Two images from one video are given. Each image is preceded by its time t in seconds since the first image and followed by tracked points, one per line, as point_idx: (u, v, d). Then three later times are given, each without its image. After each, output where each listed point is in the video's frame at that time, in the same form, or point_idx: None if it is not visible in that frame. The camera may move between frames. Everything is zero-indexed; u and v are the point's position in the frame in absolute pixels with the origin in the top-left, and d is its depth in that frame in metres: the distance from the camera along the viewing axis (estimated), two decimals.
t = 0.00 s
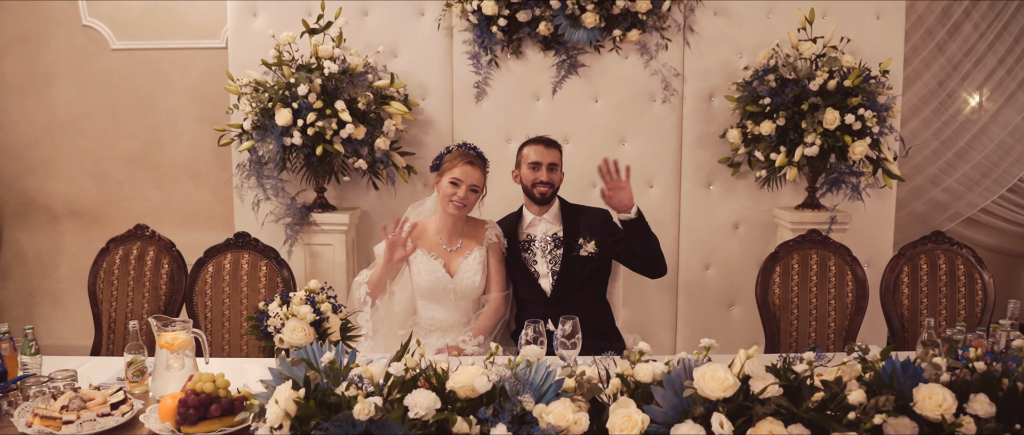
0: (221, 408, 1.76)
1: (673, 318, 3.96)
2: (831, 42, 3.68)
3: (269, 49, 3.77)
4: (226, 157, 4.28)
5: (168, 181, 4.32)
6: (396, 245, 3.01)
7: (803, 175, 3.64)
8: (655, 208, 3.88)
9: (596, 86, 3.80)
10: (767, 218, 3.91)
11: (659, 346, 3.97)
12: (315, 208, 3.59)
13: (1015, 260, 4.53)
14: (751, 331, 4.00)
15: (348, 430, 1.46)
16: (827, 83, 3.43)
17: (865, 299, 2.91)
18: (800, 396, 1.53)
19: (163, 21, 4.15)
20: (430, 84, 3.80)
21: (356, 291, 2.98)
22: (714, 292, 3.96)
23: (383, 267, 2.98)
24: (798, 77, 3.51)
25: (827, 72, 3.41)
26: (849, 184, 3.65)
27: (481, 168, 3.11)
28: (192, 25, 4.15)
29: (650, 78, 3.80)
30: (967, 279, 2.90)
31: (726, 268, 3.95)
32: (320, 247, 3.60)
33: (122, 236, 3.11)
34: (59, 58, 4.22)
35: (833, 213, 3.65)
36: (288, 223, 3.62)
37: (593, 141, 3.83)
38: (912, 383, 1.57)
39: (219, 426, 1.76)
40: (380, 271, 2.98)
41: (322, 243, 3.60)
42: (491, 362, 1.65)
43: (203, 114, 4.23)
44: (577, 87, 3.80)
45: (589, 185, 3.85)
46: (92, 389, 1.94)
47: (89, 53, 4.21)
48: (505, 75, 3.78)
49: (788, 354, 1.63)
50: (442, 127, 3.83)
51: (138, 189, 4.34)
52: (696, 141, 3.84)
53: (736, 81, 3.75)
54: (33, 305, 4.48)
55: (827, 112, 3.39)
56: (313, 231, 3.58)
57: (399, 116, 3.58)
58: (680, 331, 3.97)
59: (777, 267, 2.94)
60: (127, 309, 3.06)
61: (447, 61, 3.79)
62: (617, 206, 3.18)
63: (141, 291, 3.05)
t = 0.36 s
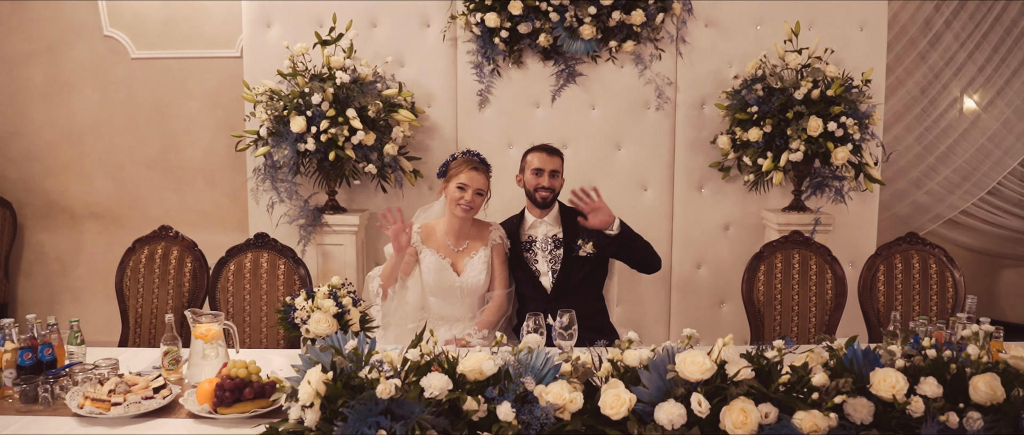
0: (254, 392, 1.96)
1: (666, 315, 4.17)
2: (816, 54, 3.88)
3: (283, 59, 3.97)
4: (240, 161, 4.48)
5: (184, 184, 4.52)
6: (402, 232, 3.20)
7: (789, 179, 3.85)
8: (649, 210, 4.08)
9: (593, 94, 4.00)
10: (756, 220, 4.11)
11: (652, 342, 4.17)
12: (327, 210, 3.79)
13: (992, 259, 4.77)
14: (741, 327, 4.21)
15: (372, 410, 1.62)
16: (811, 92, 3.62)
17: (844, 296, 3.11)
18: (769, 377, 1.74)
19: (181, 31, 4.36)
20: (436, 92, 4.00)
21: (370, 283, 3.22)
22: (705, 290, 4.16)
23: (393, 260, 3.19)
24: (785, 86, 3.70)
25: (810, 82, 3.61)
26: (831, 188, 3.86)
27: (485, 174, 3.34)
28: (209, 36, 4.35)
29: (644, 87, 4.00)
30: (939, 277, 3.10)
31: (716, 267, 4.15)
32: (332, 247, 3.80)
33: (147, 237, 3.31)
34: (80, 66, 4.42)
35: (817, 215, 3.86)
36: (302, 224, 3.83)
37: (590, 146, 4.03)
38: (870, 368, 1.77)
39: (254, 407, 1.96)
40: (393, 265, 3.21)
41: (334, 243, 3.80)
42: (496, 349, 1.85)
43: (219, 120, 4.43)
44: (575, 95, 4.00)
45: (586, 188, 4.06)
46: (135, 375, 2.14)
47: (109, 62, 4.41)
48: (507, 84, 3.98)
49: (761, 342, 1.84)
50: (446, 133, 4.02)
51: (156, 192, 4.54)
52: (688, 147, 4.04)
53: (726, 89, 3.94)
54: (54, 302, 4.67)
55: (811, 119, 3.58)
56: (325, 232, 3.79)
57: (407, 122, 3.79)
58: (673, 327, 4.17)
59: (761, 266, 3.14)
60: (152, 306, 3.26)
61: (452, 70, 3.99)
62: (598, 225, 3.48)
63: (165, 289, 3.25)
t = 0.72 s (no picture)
0: (276, 380, 2.15)
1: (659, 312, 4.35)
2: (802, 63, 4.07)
3: (292, 68, 4.16)
4: (250, 165, 4.67)
5: (197, 187, 4.71)
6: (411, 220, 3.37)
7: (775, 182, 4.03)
8: (642, 211, 4.27)
9: (589, 101, 4.19)
10: (745, 221, 4.30)
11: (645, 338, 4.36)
12: (336, 212, 3.98)
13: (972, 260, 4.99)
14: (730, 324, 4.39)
15: (385, 393, 1.81)
16: (796, 100, 3.81)
17: (825, 293, 3.30)
18: (744, 365, 1.93)
19: (194, 41, 4.54)
20: (439, 99, 4.18)
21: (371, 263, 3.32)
22: (696, 289, 4.35)
23: (396, 245, 3.35)
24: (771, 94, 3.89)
25: (796, 91, 3.80)
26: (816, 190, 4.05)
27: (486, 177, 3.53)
28: (221, 45, 4.53)
29: (638, 94, 4.18)
30: (915, 276, 3.28)
31: (707, 266, 4.34)
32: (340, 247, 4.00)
33: (167, 237, 3.49)
34: (97, 74, 4.60)
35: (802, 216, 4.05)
36: (311, 226, 4.03)
37: (586, 150, 4.22)
38: (836, 357, 1.96)
39: (275, 394, 2.14)
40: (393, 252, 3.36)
41: (343, 244, 3.99)
42: (496, 340, 2.04)
43: (231, 126, 4.61)
44: (572, 102, 4.18)
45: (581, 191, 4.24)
46: (164, 365, 2.33)
47: (126, 70, 4.59)
48: (506, 91, 4.17)
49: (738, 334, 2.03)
50: (448, 138, 4.21)
51: (169, 194, 4.73)
52: (680, 151, 4.23)
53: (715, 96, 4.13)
54: (70, 300, 4.85)
55: (796, 126, 3.77)
56: (334, 233, 3.98)
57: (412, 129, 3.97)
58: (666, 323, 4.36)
59: (747, 264, 3.33)
60: (171, 303, 3.44)
61: (454, 78, 4.17)
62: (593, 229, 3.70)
63: (184, 287, 3.43)
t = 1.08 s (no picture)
0: (284, 368, 2.31)
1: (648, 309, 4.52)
2: (785, 69, 4.24)
3: (295, 73, 4.32)
4: (255, 166, 4.84)
5: (202, 188, 4.87)
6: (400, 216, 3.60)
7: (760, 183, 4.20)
8: (632, 212, 4.43)
9: (580, 105, 4.35)
10: (732, 221, 4.46)
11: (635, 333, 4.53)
12: (337, 211, 4.15)
13: (952, 257, 5.16)
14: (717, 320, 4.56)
15: (386, 379, 1.98)
16: (778, 105, 3.98)
17: (803, 289, 3.47)
18: (715, 354, 2.09)
19: (200, 47, 4.70)
20: (436, 104, 4.35)
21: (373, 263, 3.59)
22: (684, 285, 4.51)
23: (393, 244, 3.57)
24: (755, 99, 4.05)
25: (778, 96, 3.96)
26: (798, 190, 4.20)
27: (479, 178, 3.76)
28: (226, 51, 4.69)
29: (628, 98, 4.35)
30: (889, 273, 3.45)
31: (695, 265, 4.50)
32: (341, 245, 4.17)
33: (177, 237, 3.66)
34: (106, 79, 4.77)
35: (785, 216, 4.21)
36: (314, 225, 4.20)
37: (578, 154, 4.38)
38: (799, 348, 2.12)
39: (283, 381, 2.30)
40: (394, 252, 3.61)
41: (343, 242, 4.17)
42: (487, 331, 2.21)
43: (236, 129, 4.78)
44: (564, 106, 4.35)
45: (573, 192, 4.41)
46: (178, 356, 2.50)
47: (134, 75, 4.76)
48: (502, 96, 4.33)
49: (711, 326, 2.19)
50: (446, 142, 4.38)
51: (176, 195, 4.90)
52: (668, 154, 4.39)
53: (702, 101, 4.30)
54: (81, 297, 5.02)
55: (778, 131, 3.94)
56: (335, 232, 4.16)
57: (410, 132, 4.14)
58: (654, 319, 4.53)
59: (730, 262, 3.49)
60: (180, 300, 3.60)
61: (451, 84, 4.34)
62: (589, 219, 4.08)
63: (192, 284, 3.60)
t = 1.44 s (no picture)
0: (290, 362, 2.43)
1: (642, 307, 4.66)
2: (774, 74, 4.37)
3: (299, 78, 4.45)
4: (259, 168, 4.97)
5: (208, 189, 5.00)
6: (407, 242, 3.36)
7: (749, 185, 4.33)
8: (625, 212, 4.56)
9: (575, 109, 4.48)
10: (723, 222, 4.60)
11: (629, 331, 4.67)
12: (339, 213, 4.28)
13: (939, 257, 5.32)
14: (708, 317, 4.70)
15: (387, 371, 2.10)
16: (766, 110, 4.10)
17: (789, 288, 3.60)
18: (697, 348, 2.23)
19: (206, 52, 4.82)
20: (436, 108, 4.48)
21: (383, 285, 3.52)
22: (677, 284, 4.64)
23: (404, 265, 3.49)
24: (744, 104, 4.19)
25: (766, 102, 4.08)
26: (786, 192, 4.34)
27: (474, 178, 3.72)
28: (231, 56, 4.82)
29: (621, 103, 4.48)
30: (871, 272, 3.58)
31: (687, 264, 4.63)
32: (342, 245, 4.30)
33: (184, 238, 3.79)
34: (114, 83, 4.90)
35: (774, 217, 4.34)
36: (317, 226, 4.32)
37: (573, 157, 4.51)
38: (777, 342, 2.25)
39: (289, 374, 2.43)
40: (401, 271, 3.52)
41: (345, 242, 4.29)
42: (483, 328, 2.34)
43: (240, 132, 4.91)
44: (560, 110, 4.48)
45: (569, 194, 4.54)
46: (189, 351, 2.62)
47: (141, 79, 4.88)
48: (499, 100, 4.46)
49: (694, 322, 2.33)
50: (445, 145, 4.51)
51: (181, 195, 5.02)
52: (660, 157, 4.52)
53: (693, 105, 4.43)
54: (88, 295, 5.15)
55: (765, 135, 4.07)
56: (337, 233, 4.28)
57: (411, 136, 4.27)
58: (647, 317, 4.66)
59: (718, 262, 3.63)
60: (187, 298, 3.73)
61: (449, 88, 4.47)
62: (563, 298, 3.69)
63: (199, 283, 3.73)
